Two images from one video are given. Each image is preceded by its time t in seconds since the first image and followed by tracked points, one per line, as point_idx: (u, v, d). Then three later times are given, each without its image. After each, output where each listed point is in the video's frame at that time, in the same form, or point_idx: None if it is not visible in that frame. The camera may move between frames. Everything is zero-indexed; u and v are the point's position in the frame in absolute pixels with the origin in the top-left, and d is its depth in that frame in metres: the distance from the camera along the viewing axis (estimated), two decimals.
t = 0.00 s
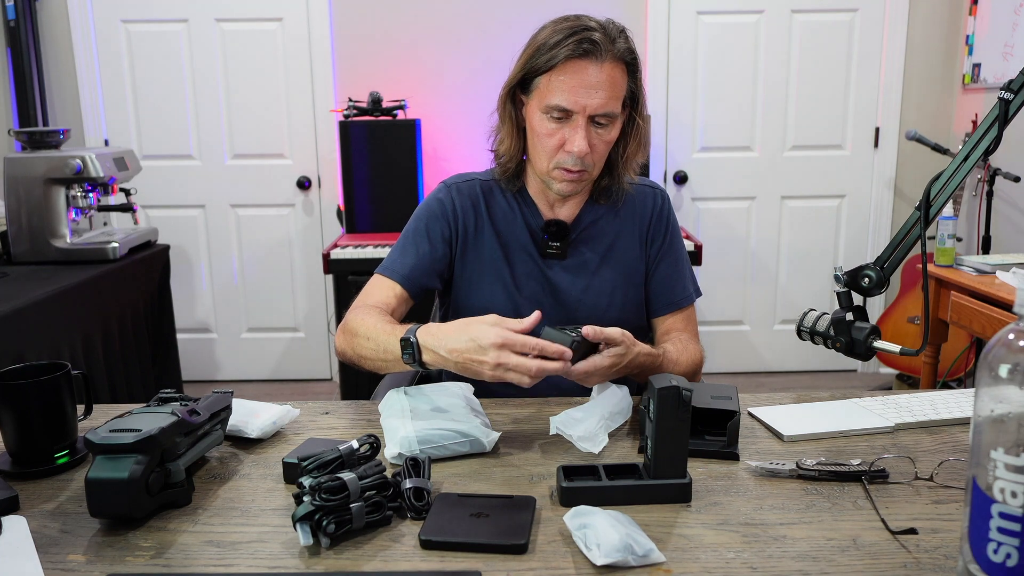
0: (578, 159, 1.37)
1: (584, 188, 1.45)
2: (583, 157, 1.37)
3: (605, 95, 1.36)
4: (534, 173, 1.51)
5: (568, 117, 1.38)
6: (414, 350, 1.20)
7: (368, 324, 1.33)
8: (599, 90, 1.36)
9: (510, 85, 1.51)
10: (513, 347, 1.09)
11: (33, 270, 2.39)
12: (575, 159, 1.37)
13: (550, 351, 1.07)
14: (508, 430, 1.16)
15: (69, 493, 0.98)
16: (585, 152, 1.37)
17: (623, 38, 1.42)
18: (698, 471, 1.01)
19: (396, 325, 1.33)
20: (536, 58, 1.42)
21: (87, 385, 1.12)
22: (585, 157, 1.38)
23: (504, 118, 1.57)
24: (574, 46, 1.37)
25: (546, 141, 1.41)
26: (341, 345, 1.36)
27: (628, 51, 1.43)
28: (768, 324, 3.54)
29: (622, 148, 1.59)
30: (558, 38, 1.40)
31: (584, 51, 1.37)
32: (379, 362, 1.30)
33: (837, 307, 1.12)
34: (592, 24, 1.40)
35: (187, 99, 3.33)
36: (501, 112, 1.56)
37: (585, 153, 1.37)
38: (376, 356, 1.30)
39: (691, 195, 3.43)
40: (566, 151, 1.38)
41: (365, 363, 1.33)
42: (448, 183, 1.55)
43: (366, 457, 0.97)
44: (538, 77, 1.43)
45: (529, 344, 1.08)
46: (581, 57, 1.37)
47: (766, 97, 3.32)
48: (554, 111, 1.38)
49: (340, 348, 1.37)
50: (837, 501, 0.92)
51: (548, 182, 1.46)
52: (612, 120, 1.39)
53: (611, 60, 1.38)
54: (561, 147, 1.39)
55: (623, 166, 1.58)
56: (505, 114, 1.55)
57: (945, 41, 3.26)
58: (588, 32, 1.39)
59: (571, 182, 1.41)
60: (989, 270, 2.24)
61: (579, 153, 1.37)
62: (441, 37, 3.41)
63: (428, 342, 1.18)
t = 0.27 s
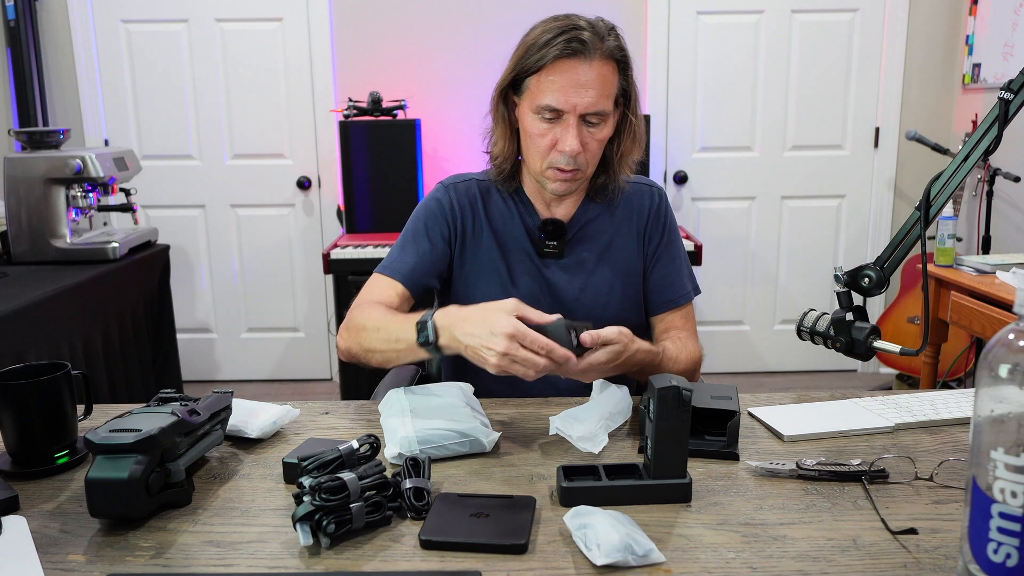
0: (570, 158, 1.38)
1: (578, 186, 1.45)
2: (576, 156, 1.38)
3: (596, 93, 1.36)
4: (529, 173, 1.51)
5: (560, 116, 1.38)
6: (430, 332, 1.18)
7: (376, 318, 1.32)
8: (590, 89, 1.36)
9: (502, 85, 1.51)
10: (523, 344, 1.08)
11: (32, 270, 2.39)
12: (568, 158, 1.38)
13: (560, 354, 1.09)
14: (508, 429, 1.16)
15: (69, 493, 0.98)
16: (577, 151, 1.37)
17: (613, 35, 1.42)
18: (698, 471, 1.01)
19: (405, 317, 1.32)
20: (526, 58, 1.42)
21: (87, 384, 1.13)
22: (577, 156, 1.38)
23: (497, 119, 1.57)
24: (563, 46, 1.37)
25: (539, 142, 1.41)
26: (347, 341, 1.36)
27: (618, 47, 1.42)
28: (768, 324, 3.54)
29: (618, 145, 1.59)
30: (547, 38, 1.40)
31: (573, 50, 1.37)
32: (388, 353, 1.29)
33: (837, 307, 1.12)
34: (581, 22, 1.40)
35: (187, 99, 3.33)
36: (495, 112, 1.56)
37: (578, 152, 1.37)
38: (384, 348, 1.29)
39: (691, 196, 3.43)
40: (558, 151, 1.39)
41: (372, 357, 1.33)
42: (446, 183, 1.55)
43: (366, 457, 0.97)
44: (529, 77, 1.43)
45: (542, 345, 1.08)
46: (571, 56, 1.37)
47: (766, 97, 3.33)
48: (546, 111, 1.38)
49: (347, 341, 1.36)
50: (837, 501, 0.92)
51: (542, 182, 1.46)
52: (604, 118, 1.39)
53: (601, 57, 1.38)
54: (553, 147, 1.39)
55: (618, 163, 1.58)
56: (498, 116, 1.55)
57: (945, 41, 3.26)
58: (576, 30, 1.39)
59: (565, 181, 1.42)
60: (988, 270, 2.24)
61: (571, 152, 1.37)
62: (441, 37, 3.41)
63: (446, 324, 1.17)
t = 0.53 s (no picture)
0: (559, 156, 1.38)
1: (570, 184, 1.44)
2: (565, 153, 1.38)
3: (581, 90, 1.36)
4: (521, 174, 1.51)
5: (546, 115, 1.38)
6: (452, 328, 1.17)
7: (389, 310, 1.29)
8: (574, 86, 1.36)
9: (489, 89, 1.51)
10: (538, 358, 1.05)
11: (32, 270, 2.39)
12: (557, 156, 1.38)
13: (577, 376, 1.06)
14: (508, 430, 1.16)
15: (69, 493, 0.98)
16: (565, 149, 1.37)
17: (595, 31, 1.43)
18: (698, 471, 1.01)
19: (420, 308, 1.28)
20: (510, 60, 1.43)
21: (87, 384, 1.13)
22: (566, 154, 1.38)
23: (486, 123, 1.57)
24: (545, 45, 1.38)
25: (527, 142, 1.41)
26: (355, 334, 1.32)
27: (600, 43, 1.43)
28: (768, 324, 3.54)
29: (610, 141, 1.59)
30: (530, 38, 1.40)
31: (556, 49, 1.37)
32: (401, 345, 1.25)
33: (837, 307, 1.12)
34: (562, 20, 1.41)
35: (187, 99, 3.33)
36: (483, 116, 1.56)
37: (566, 150, 1.37)
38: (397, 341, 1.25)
39: (691, 196, 3.42)
40: (547, 149, 1.39)
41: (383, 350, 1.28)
42: (442, 182, 1.55)
43: (366, 457, 0.97)
44: (513, 79, 1.43)
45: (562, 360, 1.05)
46: (554, 55, 1.38)
47: (766, 97, 3.33)
48: (531, 110, 1.38)
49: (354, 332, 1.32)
50: (837, 501, 0.92)
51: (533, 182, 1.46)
52: (591, 114, 1.39)
53: (583, 54, 1.38)
54: (542, 146, 1.39)
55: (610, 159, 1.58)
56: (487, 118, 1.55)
57: (945, 41, 3.26)
58: (558, 29, 1.40)
59: (556, 179, 1.41)
60: (989, 270, 2.24)
61: (560, 150, 1.37)
62: (441, 37, 3.41)
63: (471, 320, 1.15)
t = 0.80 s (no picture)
0: (554, 155, 1.38)
1: (566, 182, 1.45)
2: (559, 152, 1.38)
3: (572, 88, 1.36)
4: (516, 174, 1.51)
5: (539, 115, 1.38)
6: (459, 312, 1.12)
7: (392, 302, 1.26)
8: (566, 84, 1.36)
9: (480, 91, 1.51)
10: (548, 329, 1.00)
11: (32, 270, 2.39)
12: (552, 155, 1.38)
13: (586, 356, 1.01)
14: (508, 430, 1.16)
15: (69, 493, 0.98)
16: (560, 147, 1.37)
17: (584, 29, 1.43)
18: (698, 471, 1.01)
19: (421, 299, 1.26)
20: (500, 60, 1.43)
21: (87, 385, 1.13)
22: (561, 152, 1.38)
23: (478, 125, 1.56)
24: (536, 44, 1.38)
25: (521, 142, 1.41)
26: (358, 329, 1.28)
27: (590, 41, 1.43)
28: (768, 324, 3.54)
29: (604, 138, 1.58)
30: (520, 37, 1.40)
31: (546, 48, 1.38)
32: (406, 337, 1.21)
33: (837, 307, 1.12)
34: (551, 19, 1.41)
35: (187, 99, 3.33)
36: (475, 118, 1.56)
37: (560, 148, 1.38)
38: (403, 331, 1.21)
39: (691, 196, 3.43)
40: (541, 149, 1.39)
41: (386, 343, 1.25)
42: (438, 184, 1.55)
43: (366, 457, 0.97)
44: (505, 79, 1.43)
45: (576, 333, 1.01)
46: (544, 54, 1.38)
47: (766, 97, 3.33)
48: (524, 110, 1.38)
49: (358, 327, 1.28)
50: (837, 501, 0.92)
51: (529, 181, 1.46)
52: (584, 112, 1.39)
53: (574, 52, 1.38)
54: (536, 145, 1.39)
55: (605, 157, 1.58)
56: (479, 120, 1.55)
57: (945, 40, 3.26)
58: (548, 28, 1.40)
59: (551, 178, 1.42)
60: (989, 270, 2.24)
61: (554, 149, 1.37)
62: (441, 37, 3.41)
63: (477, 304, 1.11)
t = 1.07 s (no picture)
0: (552, 157, 1.38)
1: (564, 183, 1.44)
2: (557, 153, 1.38)
3: (570, 89, 1.36)
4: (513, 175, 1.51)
5: (536, 116, 1.38)
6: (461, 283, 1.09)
7: (396, 289, 1.26)
8: (563, 85, 1.36)
9: (477, 92, 1.51)
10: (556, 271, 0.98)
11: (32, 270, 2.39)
12: (549, 157, 1.38)
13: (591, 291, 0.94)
14: (508, 430, 1.16)
15: (69, 493, 0.98)
16: (557, 148, 1.37)
17: (581, 30, 1.43)
18: (698, 472, 1.01)
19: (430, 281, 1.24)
20: (497, 61, 1.43)
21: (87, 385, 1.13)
22: (558, 154, 1.38)
23: (475, 126, 1.56)
24: (532, 46, 1.38)
25: (519, 143, 1.41)
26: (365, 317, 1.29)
27: (588, 41, 1.43)
28: (768, 324, 3.54)
29: (602, 138, 1.59)
30: (517, 38, 1.40)
31: (543, 49, 1.38)
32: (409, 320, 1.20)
33: (837, 307, 1.12)
34: (548, 20, 1.41)
35: (187, 99, 3.33)
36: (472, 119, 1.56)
37: (558, 150, 1.37)
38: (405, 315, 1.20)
39: (691, 196, 3.43)
40: (539, 150, 1.38)
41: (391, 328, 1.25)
42: (437, 183, 1.55)
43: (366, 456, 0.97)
44: (502, 81, 1.43)
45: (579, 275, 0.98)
46: (541, 55, 1.38)
47: (766, 97, 3.33)
48: (522, 112, 1.38)
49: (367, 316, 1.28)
50: (837, 501, 0.92)
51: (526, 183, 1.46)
52: (581, 113, 1.39)
53: (571, 53, 1.38)
54: (533, 146, 1.39)
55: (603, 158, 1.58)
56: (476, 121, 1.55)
57: (945, 41, 3.26)
58: (545, 29, 1.40)
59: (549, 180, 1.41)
60: (989, 270, 2.24)
61: (552, 150, 1.37)
62: (441, 37, 3.41)
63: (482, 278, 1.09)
